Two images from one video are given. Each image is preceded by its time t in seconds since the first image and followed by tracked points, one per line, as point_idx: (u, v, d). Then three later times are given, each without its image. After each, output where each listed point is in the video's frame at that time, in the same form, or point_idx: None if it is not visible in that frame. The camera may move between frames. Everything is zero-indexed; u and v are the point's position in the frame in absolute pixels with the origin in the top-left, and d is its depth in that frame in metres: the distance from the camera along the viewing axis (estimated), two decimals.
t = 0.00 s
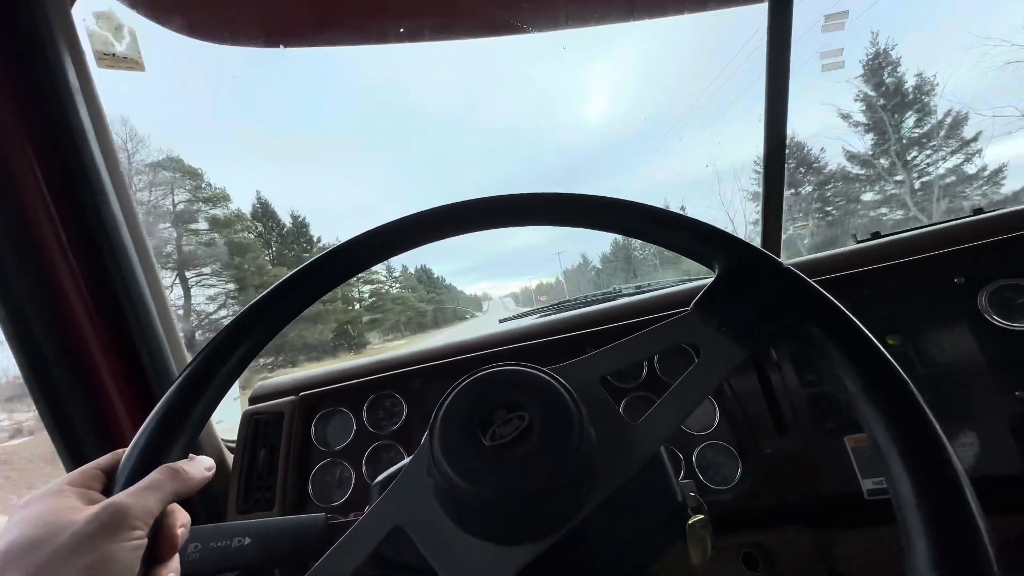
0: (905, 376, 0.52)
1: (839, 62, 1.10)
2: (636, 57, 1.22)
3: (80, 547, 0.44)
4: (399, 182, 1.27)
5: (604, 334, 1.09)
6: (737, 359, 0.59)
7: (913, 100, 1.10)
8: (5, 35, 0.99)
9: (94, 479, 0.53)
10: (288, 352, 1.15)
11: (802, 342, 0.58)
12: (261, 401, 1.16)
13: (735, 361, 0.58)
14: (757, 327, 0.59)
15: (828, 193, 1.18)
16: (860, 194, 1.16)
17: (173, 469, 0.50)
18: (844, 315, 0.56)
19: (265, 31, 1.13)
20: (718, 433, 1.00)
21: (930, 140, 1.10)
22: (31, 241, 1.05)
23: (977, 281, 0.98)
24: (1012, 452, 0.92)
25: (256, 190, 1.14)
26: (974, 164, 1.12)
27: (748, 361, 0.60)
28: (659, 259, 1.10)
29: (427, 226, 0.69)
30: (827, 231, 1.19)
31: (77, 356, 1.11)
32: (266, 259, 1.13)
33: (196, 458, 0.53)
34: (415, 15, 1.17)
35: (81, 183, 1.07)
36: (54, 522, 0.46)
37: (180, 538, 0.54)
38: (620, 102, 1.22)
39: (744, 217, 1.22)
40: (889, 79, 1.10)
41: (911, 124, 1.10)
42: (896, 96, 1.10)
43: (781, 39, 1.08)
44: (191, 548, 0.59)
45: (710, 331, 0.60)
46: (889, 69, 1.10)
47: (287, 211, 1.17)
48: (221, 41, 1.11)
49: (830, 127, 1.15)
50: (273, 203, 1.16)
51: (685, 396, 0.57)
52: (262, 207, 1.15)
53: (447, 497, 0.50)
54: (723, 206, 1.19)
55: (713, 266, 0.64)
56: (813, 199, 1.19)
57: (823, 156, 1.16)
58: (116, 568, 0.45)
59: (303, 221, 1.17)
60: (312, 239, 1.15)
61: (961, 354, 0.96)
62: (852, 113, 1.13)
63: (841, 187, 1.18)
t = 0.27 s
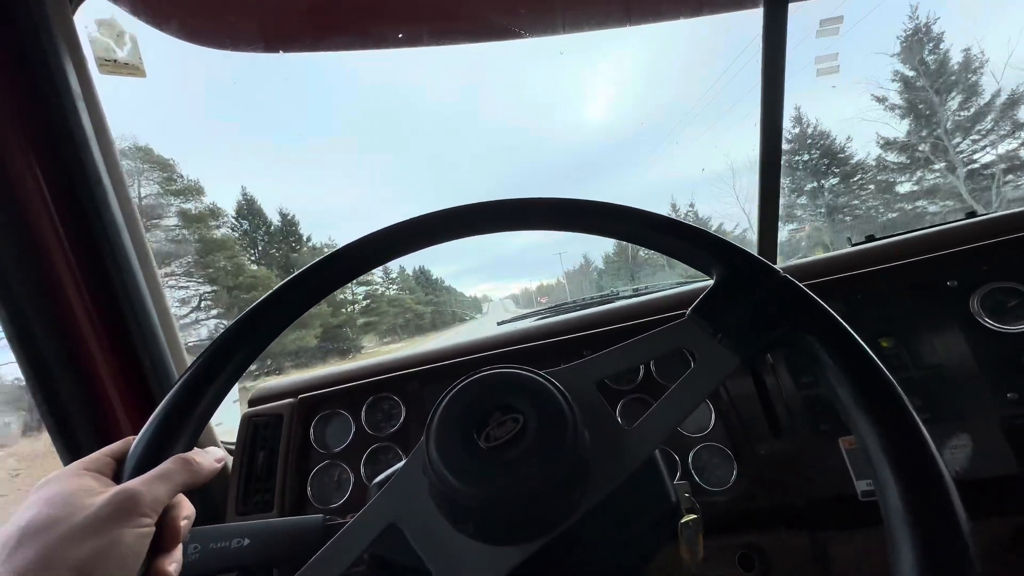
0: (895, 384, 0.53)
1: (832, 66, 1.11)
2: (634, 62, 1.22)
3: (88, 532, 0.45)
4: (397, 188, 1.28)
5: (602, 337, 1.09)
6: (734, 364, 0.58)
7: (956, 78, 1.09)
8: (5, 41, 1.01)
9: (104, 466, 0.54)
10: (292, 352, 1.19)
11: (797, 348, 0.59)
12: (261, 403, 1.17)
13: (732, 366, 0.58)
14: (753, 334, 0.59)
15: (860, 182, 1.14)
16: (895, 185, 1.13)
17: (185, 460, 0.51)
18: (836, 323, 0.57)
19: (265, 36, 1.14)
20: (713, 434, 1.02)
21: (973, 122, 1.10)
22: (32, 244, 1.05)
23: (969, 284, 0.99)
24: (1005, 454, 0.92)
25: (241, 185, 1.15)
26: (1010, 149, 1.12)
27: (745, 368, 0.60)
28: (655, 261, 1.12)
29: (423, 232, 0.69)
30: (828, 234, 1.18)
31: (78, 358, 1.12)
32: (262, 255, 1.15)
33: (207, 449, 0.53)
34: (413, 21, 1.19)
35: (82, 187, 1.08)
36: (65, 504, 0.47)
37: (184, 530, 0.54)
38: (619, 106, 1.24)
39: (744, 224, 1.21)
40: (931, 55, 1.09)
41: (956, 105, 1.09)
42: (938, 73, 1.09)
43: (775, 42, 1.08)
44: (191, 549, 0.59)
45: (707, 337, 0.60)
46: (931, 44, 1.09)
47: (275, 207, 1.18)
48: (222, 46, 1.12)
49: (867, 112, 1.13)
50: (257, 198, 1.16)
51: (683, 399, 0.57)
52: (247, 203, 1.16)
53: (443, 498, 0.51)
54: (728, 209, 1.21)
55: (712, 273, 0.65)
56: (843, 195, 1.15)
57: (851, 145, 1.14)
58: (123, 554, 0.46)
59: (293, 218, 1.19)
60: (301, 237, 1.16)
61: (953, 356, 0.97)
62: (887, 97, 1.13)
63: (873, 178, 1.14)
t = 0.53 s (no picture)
0: (900, 388, 0.53)
1: (832, 68, 1.12)
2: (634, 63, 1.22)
3: (106, 496, 0.49)
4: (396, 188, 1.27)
5: (604, 338, 1.09)
6: (745, 376, 0.57)
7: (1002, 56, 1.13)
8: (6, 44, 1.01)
9: (128, 435, 0.57)
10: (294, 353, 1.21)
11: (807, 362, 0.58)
12: (262, 405, 1.17)
13: (744, 380, 0.57)
14: (764, 345, 0.58)
15: (890, 173, 1.14)
16: (941, 170, 1.14)
17: (199, 433, 0.54)
18: (843, 328, 0.57)
19: (265, 38, 1.14)
20: (715, 436, 1.01)
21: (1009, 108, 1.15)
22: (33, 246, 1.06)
23: (969, 285, 0.99)
24: (1006, 454, 0.92)
25: (225, 180, 1.15)
26: None
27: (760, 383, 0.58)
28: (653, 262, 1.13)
29: (423, 234, 0.69)
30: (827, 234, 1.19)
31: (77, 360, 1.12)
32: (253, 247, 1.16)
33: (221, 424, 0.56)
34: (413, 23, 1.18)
35: (82, 190, 1.08)
36: (87, 468, 0.50)
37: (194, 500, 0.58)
38: (620, 108, 1.24)
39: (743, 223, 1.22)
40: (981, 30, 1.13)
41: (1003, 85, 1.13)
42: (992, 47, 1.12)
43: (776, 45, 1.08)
44: (192, 552, 0.61)
45: (721, 352, 0.58)
46: (977, 22, 1.13)
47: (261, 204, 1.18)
48: (223, 49, 1.12)
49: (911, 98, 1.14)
50: (241, 195, 1.16)
51: (690, 409, 0.56)
52: (230, 198, 1.15)
53: (442, 496, 0.51)
54: (728, 207, 1.22)
55: (731, 285, 0.64)
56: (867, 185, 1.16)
57: (882, 132, 1.14)
58: (135, 520, 0.49)
59: (280, 216, 1.19)
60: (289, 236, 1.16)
61: (954, 357, 0.97)
62: (930, 76, 1.14)
63: (904, 166, 1.14)
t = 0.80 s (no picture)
0: (903, 387, 0.53)
1: (832, 69, 1.12)
2: (636, 65, 1.23)
3: (105, 495, 0.48)
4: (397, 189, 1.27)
5: (605, 338, 1.09)
6: (749, 376, 0.57)
7: None
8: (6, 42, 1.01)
9: (128, 434, 0.58)
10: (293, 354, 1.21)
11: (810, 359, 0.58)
12: (263, 405, 1.17)
13: (746, 379, 0.57)
14: (767, 342, 0.58)
15: (924, 160, 1.12)
16: (984, 156, 1.14)
17: (199, 433, 0.54)
18: (845, 327, 0.57)
19: (268, 39, 1.15)
20: (716, 436, 1.01)
21: None
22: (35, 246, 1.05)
23: (969, 284, 0.99)
24: (1007, 453, 0.92)
25: (208, 174, 1.14)
26: None
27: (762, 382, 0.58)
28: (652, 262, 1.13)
29: (425, 233, 0.69)
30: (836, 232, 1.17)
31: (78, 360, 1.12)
32: (233, 246, 1.15)
33: (222, 424, 0.56)
34: (415, 25, 1.19)
35: (86, 189, 1.08)
36: (89, 467, 0.50)
37: (195, 500, 0.58)
38: (620, 108, 1.25)
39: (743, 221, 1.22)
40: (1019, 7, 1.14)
41: None
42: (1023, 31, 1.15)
43: (773, 47, 1.10)
44: (195, 550, 0.60)
45: (723, 351, 0.58)
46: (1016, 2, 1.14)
47: (248, 201, 1.16)
48: (225, 49, 1.13)
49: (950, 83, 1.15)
50: (226, 189, 1.15)
51: (692, 410, 0.56)
52: (213, 192, 1.14)
53: (444, 494, 0.51)
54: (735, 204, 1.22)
55: (733, 284, 0.64)
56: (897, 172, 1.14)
57: (915, 118, 1.14)
58: (135, 518, 0.49)
59: (268, 212, 1.17)
60: (277, 234, 1.17)
61: (955, 356, 0.97)
62: (974, 52, 1.14)
63: (941, 152, 1.13)
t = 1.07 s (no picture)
0: (892, 388, 0.53)
1: (827, 72, 1.13)
2: (634, 67, 1.23)
3: (98, 506, 0.49)
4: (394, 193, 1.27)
5: (603, 341, 1.10)
6: (743, 381, 0.57)
7: None
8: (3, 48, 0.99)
9: (122, 444, 0.57)
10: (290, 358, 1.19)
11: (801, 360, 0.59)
12: (261, 409, 1.16)
13: (739, 384, 0.57)
14: (760, 347, 0.58)
15: (967, 142, 1.13)
16: None
17: (192, 443, 0.53)
18: (836, 329, 0.57)
19: (265, 46, 1.17)
20: (713, 439, 1.01)
21: None
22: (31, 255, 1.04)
23: (966, 287, 0.99)
24: (1004, 456, 0.92)
25: (182, 165, 1.14)
26: None
27: (755, 386, 0.58)
28: (656, 267, 1.13)
29: (421, 240, 0.70)
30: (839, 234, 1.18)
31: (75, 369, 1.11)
32: (208, 241, 1.16)
33: (216, 434, 0.56)
34: (411, 30, 1.23)
35: (80, 193, 1.06)
36: (82, 479, 0.51)
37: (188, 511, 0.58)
38: (615, 112, 1.24)
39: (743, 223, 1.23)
40: None
41: None
42: None
43: (767, 52, 1.12)
44: (189, 557, 0.60)
45: (714, 354, 0.59)
46: None
47: (230, 196, 1.16)
48: (223, 55, 1.15)
49: (1003, 65, 1.14)
50: (202, 182, 1.15)
51: (686, 416, 0.56)
52: (189, 184, 1.15)
53: (436, 500, 0.51)
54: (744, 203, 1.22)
55: (725, 287, 0.64)
56: (936, 149, 1.14)
57: (967, 93, 1.12)
58: (128, 529, 0.49)
59: (249, 207, 1.17)
60: (260, 230, 1.16)
61: (950, 359, 0.97)
62: None
63: (986, 131, 1.13)
